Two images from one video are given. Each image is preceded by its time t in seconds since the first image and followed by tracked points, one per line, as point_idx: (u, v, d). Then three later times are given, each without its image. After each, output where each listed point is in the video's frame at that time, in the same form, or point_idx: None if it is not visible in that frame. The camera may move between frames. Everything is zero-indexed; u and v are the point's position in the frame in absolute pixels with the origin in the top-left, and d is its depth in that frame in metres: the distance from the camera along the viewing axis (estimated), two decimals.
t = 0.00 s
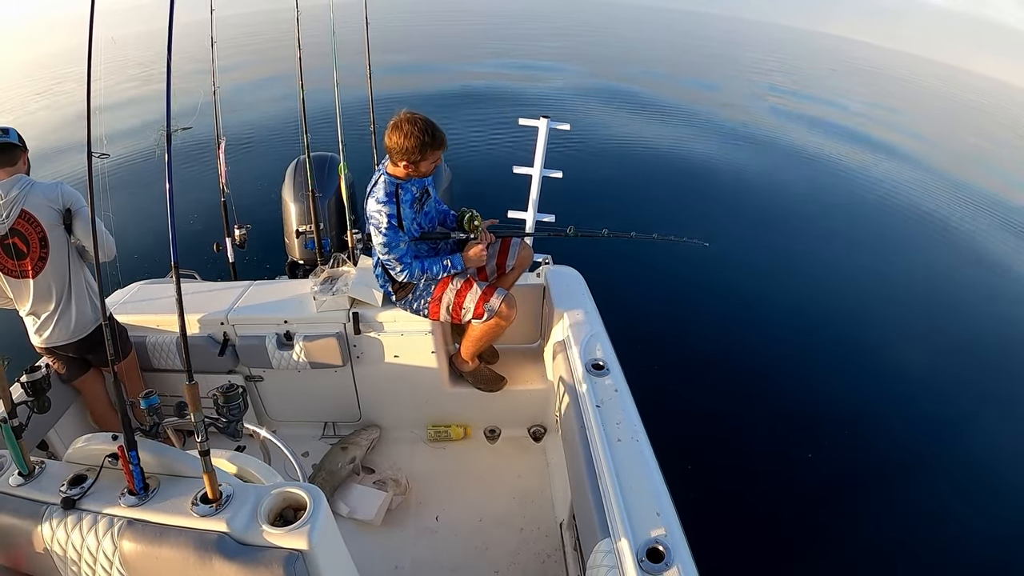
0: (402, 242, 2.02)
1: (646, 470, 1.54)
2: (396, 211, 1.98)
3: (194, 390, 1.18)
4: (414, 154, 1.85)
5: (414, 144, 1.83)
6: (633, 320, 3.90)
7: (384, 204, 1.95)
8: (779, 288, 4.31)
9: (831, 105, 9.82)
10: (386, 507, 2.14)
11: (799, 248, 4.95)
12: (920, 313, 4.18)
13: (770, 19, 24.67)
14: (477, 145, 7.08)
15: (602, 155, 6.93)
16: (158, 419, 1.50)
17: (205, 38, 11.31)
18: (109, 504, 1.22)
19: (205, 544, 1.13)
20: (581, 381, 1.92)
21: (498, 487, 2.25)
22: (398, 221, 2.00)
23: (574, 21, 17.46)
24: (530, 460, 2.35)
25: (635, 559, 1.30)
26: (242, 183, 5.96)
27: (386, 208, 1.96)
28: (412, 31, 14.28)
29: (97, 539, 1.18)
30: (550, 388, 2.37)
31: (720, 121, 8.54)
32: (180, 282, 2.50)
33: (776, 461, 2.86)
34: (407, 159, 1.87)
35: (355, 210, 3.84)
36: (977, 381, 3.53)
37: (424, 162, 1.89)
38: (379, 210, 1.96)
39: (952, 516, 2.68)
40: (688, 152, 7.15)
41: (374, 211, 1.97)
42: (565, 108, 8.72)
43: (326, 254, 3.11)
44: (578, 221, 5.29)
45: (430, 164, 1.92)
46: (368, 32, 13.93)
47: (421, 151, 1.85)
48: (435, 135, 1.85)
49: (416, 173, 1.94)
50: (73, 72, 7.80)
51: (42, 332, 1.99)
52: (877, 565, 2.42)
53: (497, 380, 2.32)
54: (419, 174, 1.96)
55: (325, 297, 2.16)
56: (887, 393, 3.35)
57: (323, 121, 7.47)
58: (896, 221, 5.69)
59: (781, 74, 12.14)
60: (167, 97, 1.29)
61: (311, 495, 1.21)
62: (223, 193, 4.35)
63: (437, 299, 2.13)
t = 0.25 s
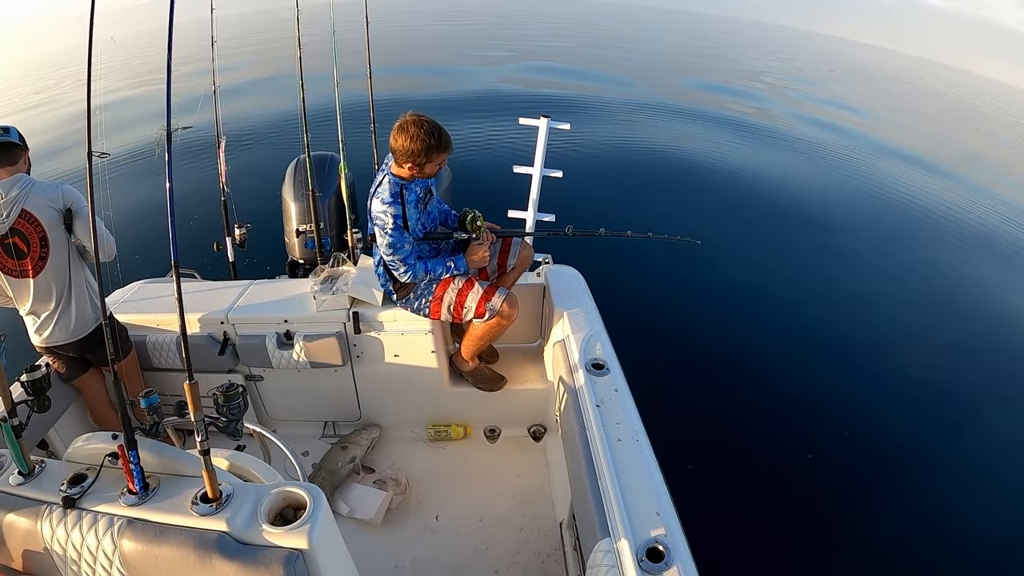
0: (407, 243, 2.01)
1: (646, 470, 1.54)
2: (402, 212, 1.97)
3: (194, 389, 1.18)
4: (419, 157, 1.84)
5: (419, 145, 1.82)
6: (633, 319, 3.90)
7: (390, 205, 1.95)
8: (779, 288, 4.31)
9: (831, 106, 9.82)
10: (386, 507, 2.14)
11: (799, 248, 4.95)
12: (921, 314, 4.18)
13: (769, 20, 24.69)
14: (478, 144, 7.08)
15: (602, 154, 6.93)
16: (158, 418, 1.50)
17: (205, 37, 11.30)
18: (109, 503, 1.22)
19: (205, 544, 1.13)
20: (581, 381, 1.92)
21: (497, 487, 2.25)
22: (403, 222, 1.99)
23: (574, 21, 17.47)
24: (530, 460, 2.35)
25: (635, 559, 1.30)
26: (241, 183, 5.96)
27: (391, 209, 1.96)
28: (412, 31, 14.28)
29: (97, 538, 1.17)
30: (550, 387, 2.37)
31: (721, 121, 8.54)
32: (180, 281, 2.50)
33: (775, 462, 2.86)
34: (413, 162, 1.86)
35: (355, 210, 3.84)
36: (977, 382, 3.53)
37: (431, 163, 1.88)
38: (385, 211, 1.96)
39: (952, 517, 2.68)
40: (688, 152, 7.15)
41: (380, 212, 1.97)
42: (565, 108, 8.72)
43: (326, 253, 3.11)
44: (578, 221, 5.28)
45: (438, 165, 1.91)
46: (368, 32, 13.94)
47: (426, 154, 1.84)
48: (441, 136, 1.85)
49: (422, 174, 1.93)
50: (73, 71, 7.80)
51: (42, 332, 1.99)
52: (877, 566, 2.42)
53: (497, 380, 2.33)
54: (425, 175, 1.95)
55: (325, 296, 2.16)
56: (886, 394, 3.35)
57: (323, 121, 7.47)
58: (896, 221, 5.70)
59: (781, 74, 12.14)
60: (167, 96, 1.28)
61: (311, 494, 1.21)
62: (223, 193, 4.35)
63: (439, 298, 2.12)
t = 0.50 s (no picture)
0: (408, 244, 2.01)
1: (645, 469, 1.54)
2: (402, 213, 1.97)
3: (194, 388, 1.18)
4: (421, 160, 1.83)
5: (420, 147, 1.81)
6: (633, 319, 3.90)
7: (391, 206, 1.95)
8: (780, 288, 4.31)
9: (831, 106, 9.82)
10: (385, 506, 2.14)
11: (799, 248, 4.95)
12: (921, 314, 4.18)
13: (769, 21, 24.71)
14: (477, 144, 7.08)
15: (602, 154, 6.93)
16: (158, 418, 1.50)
17: (205, 36, 11.30)
18: (108, 502, 1.22)
19: (204, 543, 1.13)
20: (580, 380, 1.92)
21: (497, 487, 2.25)
22: (404, 223, 1.99)
23: (574, 20, 17.47)
24: (530, 460, 2.35)
25: (634, 559, 1.30)
26: (241, 181, 5.95)
27: (392, 210, 1.96)
28: (412, 30, 14.28)
29: (95, 537, 1.17)
30: (549, 387, 2.37)
31: (721, 121, 8.55)
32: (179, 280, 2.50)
33: (775, 462, 2.86)
34: (414, 164, 1.85)
35: (355, 210, 3.84)
36: (976, 382, 3.53)
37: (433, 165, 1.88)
38: (386, 212, 1.96)
39: (951, 518, 2.68)
40: (688, 152, 7.15)
41: (381, 213, 1.97)
42: (566, 107, 8.72)
43: (326, 252, 3.11)
44: (579, 221, 5.28)
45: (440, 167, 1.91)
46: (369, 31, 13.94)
47: (428, 157, 1.83)
48: (443, 138, 1.84)
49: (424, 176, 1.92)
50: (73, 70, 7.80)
51: (41, 331, 1.99)
52: (876, 566, 2.42)
53: (497, 380, 2.33)
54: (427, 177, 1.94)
55: (325, 295, 2.16)
56: (886, 394, 3.35)
57: (323, 120, 7.47)
58: (896, 221, 5.70)
59: (782, 75, 12.14)
60: (167, 94, 1.28)
61: (311, 494, 1.21)
62: (223, 192, 4.35)
63: (439, 298, 2.12)
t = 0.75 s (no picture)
0: (407, 245, 2.00)
1: (645, 469, 1.54)
2: (402, 213, 1.97)
3: (193, 387, 1.18)
4: (418, 160, 1.83)
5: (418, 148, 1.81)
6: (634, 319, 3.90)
7: (390, 206, 1.95)
8: (781, 288, 4.31)
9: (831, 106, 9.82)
10: (384, 506, 2.14)
11: (799, 248, 4.95)
12: (921, 314, 4.18)
13: (770, 21, 24.72)
14: (477, 144, 7.07)
15: (602, 153, 6.93)
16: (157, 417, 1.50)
17: (205, 35, 11.30)
18: (107, 501, 1.22)
19: (203, 542, 1.13)
20: (580, 380, 1.92)
21: (497, 486, 2.25)
22: (403, 223, 1.98)
23: (574, 20, 17.47)
24: (529, 460, 2.35)
25: (633, 559, 1.31)
26: (241, 181, 5.95)
27: (391, 211, 1.95)
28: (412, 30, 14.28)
29: (95, 536, 1.17)
30: (549, 387, 2.37)
31: (721, 120, 8.55)
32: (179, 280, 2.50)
33: (775, 462, 2.86)
34: (411, 165, 1.85)
35: (355, 209, 3.84)
36: (976, 382, 3.54)
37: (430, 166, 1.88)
38: (385, 212, 1.95)
39: (950, 518, 2.68)
40: (688, 151, 7.15)
41: (380, 214, 1.96)
42: (565, 107, 8.72)
43: (326, 252, 3.10)
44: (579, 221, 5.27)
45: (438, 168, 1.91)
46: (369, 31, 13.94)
47: (424, 158, 1.83)
48: (440, 139, 1.85)
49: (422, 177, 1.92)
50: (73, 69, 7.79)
51: (40, 331, 1.99)
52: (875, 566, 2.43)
53: (496, 379, 2.33)
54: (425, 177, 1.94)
55: (324, 295, 2.16)
56: (886, 394, 3.36)
57: (323, 120, 7.47)
58: (896, 221, 5.69)
59: (781, 75, 12.14)
60: (167, 93, 1.28)
61: (310, 493, 1.21)
62: (223, 191, 4.35)
63: (439, 298, 2.12)
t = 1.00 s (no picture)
0: (407, 244, 2.00)
1: (644, 469, 1.55)
2: (402, 212, 1.96)
3: (193, 386, 1.18)
4: (418, 160, 1.83)
5: (419, 148, 1.81)
6: (634, 318, 3.90)
7: (390, 205, 1.94)
8: (781, 287, 4.31)
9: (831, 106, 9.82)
10: (384, 505, 2.14)
11: (800, 247, 4.95)
12: (921, 314, 4.18)
13: (770, 21, 24.71)
14: (477, 143, 7.07)
15: (602, 153, 6.93)
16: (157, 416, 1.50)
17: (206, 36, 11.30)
18: (107, 501, 1.22)
19: (203, 542, 1.13)
20: (580, 380, 1.92)
21: (496, 486, 2.25)
22: (404, 222, 1.98)
23: (575, 21, 17.47)
24: (529, 459, 2.35)
25: (633, 559, 1.30)
26: (241, 180, 5.95)
27: (392, 210, 1.95)
28: (412, 30, 14.29)
29: (94, 536, 1.17)
30: (549, 387, 2.37)
31: (720, 120, 8.55)
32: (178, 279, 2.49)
33: (776, 462, 2.87)
34: (411, 165, 1.85)
35: (355, 209, 3.84)
36: (977, 381, 3.54)
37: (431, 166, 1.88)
38: (385, 212, 1.95)
39: (951, 518, 2.68)
40: (688, 151, 7.15)
41: (380, 213, 1.96)
42: (565, 107, 8.72)
43: (326, 251, 3.10)
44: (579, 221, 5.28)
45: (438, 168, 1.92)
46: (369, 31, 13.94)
47: (424, 158, 1.84)
48: (441, 140, 1.85)
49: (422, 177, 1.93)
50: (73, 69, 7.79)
51: (40, 330, 1.99)
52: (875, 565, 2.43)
53: (496, 379, 2.33)
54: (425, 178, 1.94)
55: (324, 295, 2.16)
56: (886, 393, 3.36)
57: (323, 120, 7.47)
58: (897, 221, 5.69)
59: (781, 75, 12.15)
60: (167, 93, 1.28)
61: (310, 493, 1.21)
62: (223, 191, 4.35)
63: (439, 297, 2.12)
